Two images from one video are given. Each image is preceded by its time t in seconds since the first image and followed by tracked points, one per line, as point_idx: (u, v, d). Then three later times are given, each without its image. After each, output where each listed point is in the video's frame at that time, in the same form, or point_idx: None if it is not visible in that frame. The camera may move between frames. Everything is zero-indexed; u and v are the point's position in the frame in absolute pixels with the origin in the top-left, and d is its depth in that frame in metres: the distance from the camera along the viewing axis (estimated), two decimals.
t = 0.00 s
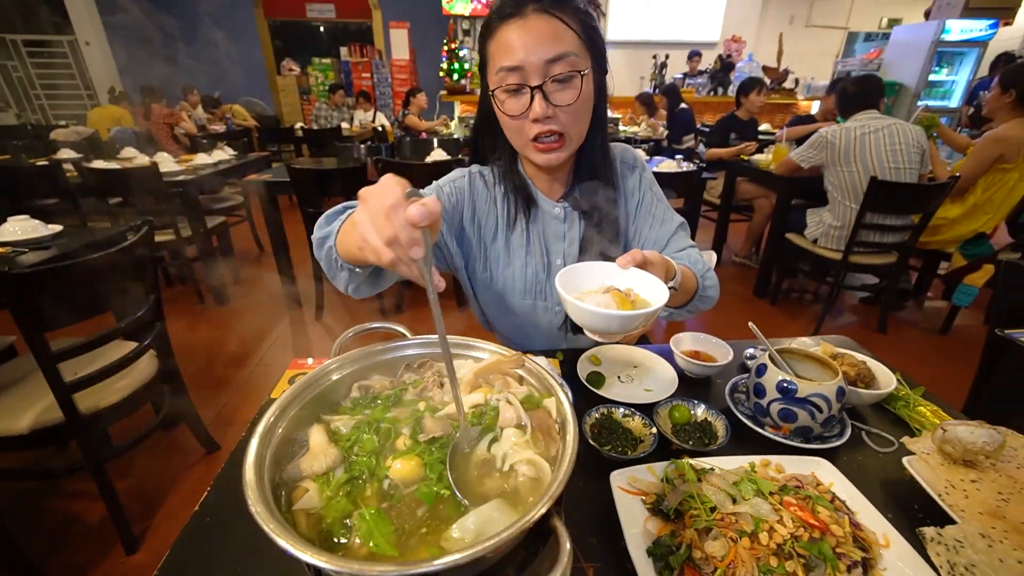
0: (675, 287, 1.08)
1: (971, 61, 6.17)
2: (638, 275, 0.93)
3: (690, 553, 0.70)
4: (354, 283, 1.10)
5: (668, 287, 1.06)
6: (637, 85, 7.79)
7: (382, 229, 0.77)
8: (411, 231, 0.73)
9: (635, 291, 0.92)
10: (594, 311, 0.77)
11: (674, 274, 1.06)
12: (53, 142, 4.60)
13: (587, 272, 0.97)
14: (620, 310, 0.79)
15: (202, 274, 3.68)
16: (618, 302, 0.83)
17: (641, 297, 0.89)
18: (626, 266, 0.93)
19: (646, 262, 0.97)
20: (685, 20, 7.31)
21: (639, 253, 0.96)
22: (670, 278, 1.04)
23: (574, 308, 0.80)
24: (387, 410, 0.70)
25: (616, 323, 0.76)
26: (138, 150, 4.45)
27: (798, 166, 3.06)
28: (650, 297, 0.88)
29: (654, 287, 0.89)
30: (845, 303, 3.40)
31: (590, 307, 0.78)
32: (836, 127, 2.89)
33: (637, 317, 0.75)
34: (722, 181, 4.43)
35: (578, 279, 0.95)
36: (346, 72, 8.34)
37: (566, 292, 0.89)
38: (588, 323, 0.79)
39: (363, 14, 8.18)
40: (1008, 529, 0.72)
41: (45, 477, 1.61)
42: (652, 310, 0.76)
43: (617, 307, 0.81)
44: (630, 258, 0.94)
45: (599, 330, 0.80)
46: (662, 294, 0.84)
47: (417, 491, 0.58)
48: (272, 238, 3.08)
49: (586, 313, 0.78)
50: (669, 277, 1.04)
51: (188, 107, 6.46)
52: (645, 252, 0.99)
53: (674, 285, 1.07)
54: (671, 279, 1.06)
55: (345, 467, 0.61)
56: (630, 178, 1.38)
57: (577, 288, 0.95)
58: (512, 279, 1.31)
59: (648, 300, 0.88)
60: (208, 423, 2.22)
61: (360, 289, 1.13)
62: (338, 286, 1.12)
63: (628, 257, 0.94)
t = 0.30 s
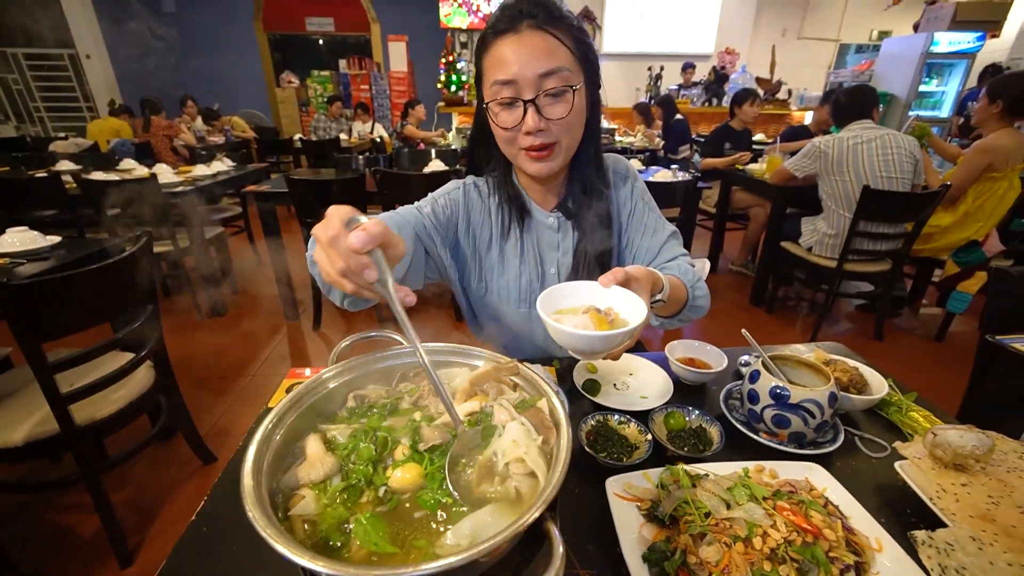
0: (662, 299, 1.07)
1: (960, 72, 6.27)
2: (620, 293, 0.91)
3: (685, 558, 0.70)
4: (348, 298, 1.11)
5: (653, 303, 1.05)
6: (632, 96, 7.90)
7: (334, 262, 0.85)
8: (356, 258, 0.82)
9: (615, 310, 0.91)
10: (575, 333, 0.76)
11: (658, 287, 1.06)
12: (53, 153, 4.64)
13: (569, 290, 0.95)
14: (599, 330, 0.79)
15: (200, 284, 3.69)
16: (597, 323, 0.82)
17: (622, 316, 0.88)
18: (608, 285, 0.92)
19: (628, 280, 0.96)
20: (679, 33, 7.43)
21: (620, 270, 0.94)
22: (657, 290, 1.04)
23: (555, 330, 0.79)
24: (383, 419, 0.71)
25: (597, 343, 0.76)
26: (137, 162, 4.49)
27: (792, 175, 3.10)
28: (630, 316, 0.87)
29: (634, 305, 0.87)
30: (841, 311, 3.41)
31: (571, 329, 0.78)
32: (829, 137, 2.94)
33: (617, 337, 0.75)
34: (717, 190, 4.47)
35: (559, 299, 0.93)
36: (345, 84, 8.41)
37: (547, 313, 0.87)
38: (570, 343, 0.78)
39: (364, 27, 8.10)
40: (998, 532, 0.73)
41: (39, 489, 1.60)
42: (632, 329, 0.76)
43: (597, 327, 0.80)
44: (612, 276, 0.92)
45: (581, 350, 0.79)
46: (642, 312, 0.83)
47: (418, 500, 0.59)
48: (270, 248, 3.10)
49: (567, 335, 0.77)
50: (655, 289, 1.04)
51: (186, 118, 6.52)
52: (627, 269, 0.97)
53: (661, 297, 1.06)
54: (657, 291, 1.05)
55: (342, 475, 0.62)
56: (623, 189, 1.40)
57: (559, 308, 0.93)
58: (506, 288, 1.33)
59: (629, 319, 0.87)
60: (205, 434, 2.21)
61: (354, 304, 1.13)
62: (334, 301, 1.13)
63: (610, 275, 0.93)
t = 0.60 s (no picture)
0: (656, 311, 1.08)
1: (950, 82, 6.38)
2: (616, 308, 0.91)
3: (682, 568, 0.70)
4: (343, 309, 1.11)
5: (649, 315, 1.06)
6: (628, 107, 7.99)
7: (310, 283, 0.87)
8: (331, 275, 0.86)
9: (611, 325, 0.91)
10: (572, 349, 0.76)
11: (653, 299, 1.06)
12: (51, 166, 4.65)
13: (565, 305, 0.95)
14: (597, 345, 0.79)
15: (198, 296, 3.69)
16: (595, 339, 0.82)
17: (619, 331, 0.88)
18: (604, 299, 0.92)
19: (623, 294, 0.96)
20: (673, 45, 7.54)
21: (617, 284, 0.95)
22: (652, 302, 1.05)
23: (552, 346, 0.78)
24: (379, 429, 0.71)
25: (594, 359, 0.76)
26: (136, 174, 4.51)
27: (787, 184, 3.13)
28: (627, 331, 0.87)
29: (631, 320, 0.87)
30: (838, 318, 3.43)
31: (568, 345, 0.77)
32: (823, 147, 2.98)
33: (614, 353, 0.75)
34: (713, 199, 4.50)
35: (556, 314, 0.93)
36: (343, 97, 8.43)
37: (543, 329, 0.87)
38: (566, 359, 0.78)
39: (361, 41, 8.22)
40: (995, 538, 0.73)
41: (32, 505, 1.58)
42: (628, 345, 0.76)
43: (595, 343, 0.80)
44: (609, 290, 0.92)
45: (578, 366, 0.78)
46: (640, 327, 0.83)
47: (419, 510, 0.59)
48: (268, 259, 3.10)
49: (564, 352, 0.77)
50: (650, 301, 1.05)
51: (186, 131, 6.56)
52: (622, 283, 0.98)
53: (656, 309, 1.07)
54: (652, 303, 1.06)
55: (339, 486, 0.62)
56: (618, 200, 1.41)
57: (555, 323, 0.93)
58: (502, 298, 1.35)
59: (626, 334, 0.87)
60: (201, 447, 2.20)
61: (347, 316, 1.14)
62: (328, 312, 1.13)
63: (606, 290, 0.93)
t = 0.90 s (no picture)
0: (656, 322, 1.08)
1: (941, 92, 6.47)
2: (616, 321, 0.92)
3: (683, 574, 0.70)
4: (349, 314, 1.12)
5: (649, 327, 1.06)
6: (624, 117, 8.08)
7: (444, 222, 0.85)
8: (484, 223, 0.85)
9: (611, 338, 0.91)
10: (573, 363, 0.76)
11: (652, 311, 1.07)
12: (51, 179, 4.67)
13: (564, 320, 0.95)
14: (598, 359, 0.79)
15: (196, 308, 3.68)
16: (596, 352, 0.82)
17: (621, 343, 0.88)
18: (604, 313, 0.92)
19: (622, 307, 0.97)
20: (669, 57, 7.65)
21: (614, 298, 0.96)
22: (650, 313, 1.06)
23: (553, 361, 0.78)
24: (379, 437, 0.70)
25: (597, 373, 0.76)
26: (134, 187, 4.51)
27: (783, 192, 3.16)
28: (627, 343, 0.88)
29: (630, 332, 0.88)
30: (836, 326, 3.44)
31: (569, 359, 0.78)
32: (819, 155, 3.01)
33: (617, 365, 0.75)
34: (709, 208, 4.53)
35: (556, 329, 0.93)
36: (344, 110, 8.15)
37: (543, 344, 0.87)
38: (567, 373, 0.77)
39: (360, 53, 8.29)
40: (995, 542, 0.73)
41: (26, 519, 1.56)
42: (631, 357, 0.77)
43: (596, 357, 0.80)
44: (607, 304, 0.93)
45: (581, 381, 0.78)
46: (639, 339, 0.84)
47: (412, 521, 0.57)
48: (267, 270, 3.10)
49: (565, 366, 0.77)
50: (648, 312, 1.06)
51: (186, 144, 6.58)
52: (620, 297, 0.99)
53: (653, 320, 1.07)
54: (650, 314, 1.07)
55: (338, 494, 0.61)
56: (614, 209, 1.43)
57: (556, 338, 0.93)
58: (501, 308, 1.35)
59: (626, 347, 0.87)
60: (198, 460, 2.18)
61: (353, 320, 1.15)
62: (333, 317, 1.14)
63: (604, 304, 0.93)
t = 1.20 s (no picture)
0: (651, 329, 1.09)
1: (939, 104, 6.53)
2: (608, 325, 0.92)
3: None
4: (349, 319, 1.13)
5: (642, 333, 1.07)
6: (624, 125, 8.12)
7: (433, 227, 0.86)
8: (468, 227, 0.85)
9: (603, 343, 0.91)
10: (568, 369, 0.75)
11: (647, 317, 1.07)
12: (52, 178, 4.67)
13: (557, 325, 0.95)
14: (589, 364, 0.79)
15: (194, 308, 3.68)
16: (588, 357, 0.82)
17: (612, 347, 0.89)
18: (597, 318, 0.92)
19: (615, 312, 0.97)
20: (669, 66, 7.70)
21: (606, 303, 0.96)
22: (645, 318, 1.06)
23: (547, 366, 0.78)
24: (375, 436, 0.70)
25: (591, 378, 0.76)
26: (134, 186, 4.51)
27: (783, 201, 3.17)
28: (619, 348, 0.88)
29: (623, 337, 0.88)
30: (834, 334, 3.44)
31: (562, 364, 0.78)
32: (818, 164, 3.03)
33: (610, 370, 0.76)
34: (708, 215, 4.55)
35: (548, 333, 0.93)
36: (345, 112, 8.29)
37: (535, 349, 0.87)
38: (564, 380, 0.77)
39: (363, 58, 8.33)
40: (991, 550, 0.73)
41: (19, 518, 1.55)
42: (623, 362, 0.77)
43: (588, 361, 0.80)
44: (598, 309, 0.93)
45: (576, 387, 0.78)
46: (631, 344, 0.84)
47: (406, 520, 0.57)
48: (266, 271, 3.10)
49: (560, 371, 0.76)
50: (643, 318, 1.06)
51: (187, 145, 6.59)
52: (613, 302, 0.99)
53: (648, 326, 1.08)
54: (644, 319, 1.07)
55: (334, 493, 0.61)
56: (614, 214, 1.43)
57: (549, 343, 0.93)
58: (499, 310, 1.35)
59: (618, 351, 0.88)
60: (193, 460, 2.17)
61: (354, 325, 1.16)
62: (334, 322, 1.15)
63: (596, 309, 0.94)
